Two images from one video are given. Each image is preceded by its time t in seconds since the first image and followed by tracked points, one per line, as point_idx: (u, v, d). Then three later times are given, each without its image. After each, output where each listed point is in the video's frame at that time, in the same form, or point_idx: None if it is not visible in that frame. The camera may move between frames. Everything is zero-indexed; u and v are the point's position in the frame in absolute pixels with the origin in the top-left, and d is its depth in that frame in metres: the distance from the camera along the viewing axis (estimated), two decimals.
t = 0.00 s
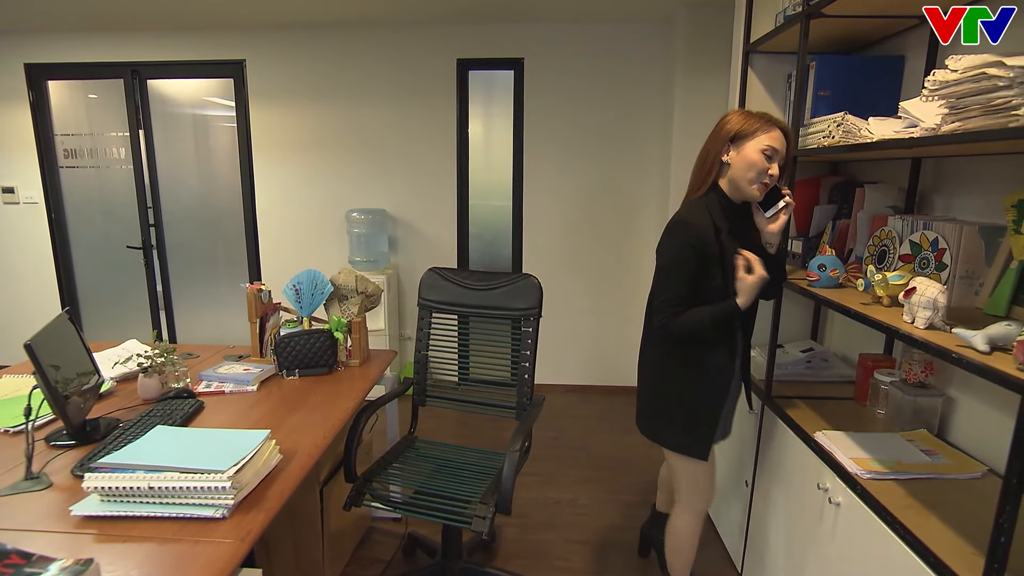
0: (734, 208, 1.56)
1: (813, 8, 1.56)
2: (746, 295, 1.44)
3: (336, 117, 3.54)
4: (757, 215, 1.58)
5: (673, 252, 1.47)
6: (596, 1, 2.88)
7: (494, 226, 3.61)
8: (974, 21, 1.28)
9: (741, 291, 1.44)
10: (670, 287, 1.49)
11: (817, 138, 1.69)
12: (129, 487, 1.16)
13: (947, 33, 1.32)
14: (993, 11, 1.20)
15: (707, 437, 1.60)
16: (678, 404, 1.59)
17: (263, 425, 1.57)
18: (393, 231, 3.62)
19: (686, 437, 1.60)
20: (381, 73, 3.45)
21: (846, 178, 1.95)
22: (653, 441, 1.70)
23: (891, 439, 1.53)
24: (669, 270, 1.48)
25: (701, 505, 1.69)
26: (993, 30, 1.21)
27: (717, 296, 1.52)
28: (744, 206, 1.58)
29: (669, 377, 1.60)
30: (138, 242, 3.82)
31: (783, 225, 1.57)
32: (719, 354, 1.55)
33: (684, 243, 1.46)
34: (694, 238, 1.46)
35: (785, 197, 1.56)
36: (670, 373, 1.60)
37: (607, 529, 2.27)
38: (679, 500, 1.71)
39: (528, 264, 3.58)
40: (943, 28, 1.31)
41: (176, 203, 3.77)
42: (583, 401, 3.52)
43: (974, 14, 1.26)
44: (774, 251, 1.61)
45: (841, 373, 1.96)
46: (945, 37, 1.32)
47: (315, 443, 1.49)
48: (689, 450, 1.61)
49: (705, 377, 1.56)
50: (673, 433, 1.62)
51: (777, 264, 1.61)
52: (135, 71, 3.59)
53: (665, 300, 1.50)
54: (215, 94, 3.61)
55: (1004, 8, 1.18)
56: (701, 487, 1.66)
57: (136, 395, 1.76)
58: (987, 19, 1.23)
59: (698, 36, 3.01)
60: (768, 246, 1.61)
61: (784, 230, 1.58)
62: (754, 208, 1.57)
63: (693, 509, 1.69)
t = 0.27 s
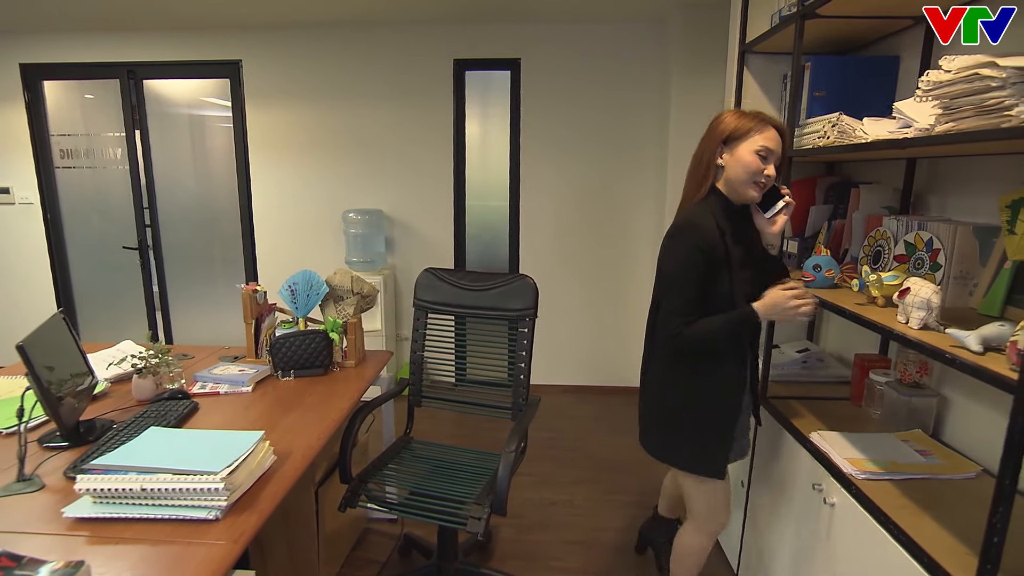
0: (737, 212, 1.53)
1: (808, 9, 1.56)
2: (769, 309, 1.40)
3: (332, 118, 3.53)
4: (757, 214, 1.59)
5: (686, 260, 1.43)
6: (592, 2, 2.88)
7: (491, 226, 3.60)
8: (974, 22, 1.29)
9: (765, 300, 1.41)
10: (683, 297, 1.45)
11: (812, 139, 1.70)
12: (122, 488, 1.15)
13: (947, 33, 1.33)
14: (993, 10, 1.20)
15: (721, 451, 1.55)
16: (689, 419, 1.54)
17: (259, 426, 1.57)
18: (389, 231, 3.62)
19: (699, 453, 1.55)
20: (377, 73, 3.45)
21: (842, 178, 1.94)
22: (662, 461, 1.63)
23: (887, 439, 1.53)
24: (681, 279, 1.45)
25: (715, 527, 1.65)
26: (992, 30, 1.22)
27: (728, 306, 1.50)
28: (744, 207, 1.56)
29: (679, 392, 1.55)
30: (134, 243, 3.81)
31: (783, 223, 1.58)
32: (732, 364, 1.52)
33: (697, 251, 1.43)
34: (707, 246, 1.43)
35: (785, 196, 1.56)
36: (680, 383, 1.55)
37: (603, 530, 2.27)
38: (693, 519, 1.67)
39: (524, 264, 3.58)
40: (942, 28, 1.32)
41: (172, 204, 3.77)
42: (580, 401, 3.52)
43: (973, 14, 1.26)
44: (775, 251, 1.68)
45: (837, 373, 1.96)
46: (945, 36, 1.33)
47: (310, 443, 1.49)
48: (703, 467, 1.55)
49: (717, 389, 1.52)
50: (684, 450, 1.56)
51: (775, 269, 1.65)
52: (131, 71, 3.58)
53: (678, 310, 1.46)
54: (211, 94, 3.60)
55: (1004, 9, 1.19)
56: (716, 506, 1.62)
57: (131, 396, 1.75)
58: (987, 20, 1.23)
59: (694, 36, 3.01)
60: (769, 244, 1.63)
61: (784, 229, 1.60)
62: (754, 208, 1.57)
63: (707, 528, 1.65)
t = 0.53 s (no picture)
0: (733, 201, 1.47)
1: (800, 9, 1.56)
2: (791, 323, 1.39)
3: (326, 118, 3.53)
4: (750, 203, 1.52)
5: (693, 249, 1.34)
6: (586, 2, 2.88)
7: (486, 226, 3.60)
8: (974, 21, 1.28)
9: (792, 314, 1.41)
10: (692, 293, 1.35)
11: (804, 139, 1.70)
12: (109, 491, 1.14)
13: (947, 33, 1.33)
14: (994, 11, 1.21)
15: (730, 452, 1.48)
16: (693, 420, 1.47)
17: (250, 428, 1.57)
18: (384, 232, 3.61)
19: (704, 454, 1.48)
20: (371, 74, 3.44)
21: (834, 178, 1.95)
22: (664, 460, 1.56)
23: (879, 440, 1.53)
24: (686, 268, 1.35)
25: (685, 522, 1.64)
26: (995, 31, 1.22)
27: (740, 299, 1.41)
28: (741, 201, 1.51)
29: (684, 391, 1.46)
30: (127, 243, 3.80)
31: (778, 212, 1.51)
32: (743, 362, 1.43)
33: (701, 239, 1.34)
34: (709, 235, 1.34)
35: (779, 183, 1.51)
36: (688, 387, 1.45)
37: (597, 530, 2.27)
38: (664, 516, 1.66)
39: (519, 264, 3.57)
40: (943, 28, 1.33)
41: (165, 204, 3.75)
42: (575, 402, 3.52)
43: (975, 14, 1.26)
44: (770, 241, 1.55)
45: (830, 374, 1.97)
46: (945, 37, 1.34)
47: (301, 445, 1.48)
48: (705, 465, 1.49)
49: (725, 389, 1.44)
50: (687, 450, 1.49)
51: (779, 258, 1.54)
52: (123, 71, 3.56)
53: (684, 307, 1.36)
54: (205, 94, 3.59)
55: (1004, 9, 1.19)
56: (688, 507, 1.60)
57: (121, 398, 1.75)
58: (987, 19, 1.23)
59: (687, 37, 3.01)
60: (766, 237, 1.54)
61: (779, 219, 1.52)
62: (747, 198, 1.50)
63: (679, 526, 1.64)
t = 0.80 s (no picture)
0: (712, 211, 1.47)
1: (789, 10, 1.57)
2: (785, 330, 1.40)
3: (319, 118, 3.51)
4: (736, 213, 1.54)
5: (673, 253, 1.33)
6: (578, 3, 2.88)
7: (479, 227, 3.60)
8: (974, 21, 1.23)
9: (789, 321, 1.42)
10: (678, 297, 1.33)
11: (795, 140, 1.70)
12: (93, 495, 1.13)
13: (947, 33, 1.31)
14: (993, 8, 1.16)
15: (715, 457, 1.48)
16: (680, 423, 1.46)
17: (240, 430, 1.56)
18: (377, 232, 3.61)
19: (691, 459, 1.47)
20: (364, 74, 3.43)
21: (825, 179, 1.95)
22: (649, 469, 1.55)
23: (869, 440, 1.53)
24: (669, 272, 1.34)
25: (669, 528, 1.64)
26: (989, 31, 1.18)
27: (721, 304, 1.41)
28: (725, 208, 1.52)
29: (670, 397, 1.45)
30: (118, 245, 3.78)
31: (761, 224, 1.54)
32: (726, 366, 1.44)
33: (681, 243, 1.33)
34: (687, 239, 1.34)
35: (763, 195, 1.55)
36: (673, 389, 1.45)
37: (590, 531, 2.27)
38: (649, 522, 1.66)
39: (512, 265, 3.57)
40: (943, 28, 1.31)
41: (157, 205, 3.73)
42: (568, 402, 3.52)
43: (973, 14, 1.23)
44: (755, 253, 1.56)
45: (821, 374, 1.97)
46: (945, 37, 1.31)
47: (290, 447, 1.47)
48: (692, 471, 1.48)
49: (710, 393, 1.44)
50: (674, 457, 1.48)
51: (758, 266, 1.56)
52: (114, 71, 3.55)
53: (671, 312, 1.34)
54: (196, 94, 3.57)
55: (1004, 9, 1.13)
56: (673, 513, 1.60)
57: (110, 400, 1.73)
58: (987, 20, 1.17)
59: (679, 38, 3.02)
60: (749, 249, 1.56)
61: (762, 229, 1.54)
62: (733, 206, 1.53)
63: (663, 532, 1.64)
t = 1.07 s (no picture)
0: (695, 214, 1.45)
1: (782, 11, 1.57)
2: (778, 329, 1.39)
3: (313, 119, 3.51)
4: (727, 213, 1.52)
5: (652, 251, 1.36)
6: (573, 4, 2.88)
7: (474, 228, 3.59)
8: (974, 21, 1.21)
9: (782, 320, 1.41)
10: (660, 294, 1.35)
11: (788, 141, 1.71)
12: (83, 498, 1.13)
13: (947, 33, 1.27)
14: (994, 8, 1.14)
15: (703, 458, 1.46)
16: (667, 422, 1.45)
17: (233, 432, 1.56)
18: (372, 233, 3.60)
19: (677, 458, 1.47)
20: (359, 75, 3.43)
21: (818, 180, 1.95)
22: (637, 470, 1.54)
23: (862, 440, 1.54)
24: (649, 270, 1.36)
25: (654, 522, 1.63)
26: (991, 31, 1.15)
27: (707, 303, 1.41)
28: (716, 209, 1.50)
29: (656, 395, 1.45)
30: (112, 246, 3.76)
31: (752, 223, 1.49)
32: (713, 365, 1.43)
33: (659, 242, 1.36)
34: (666, 238, 1.36)
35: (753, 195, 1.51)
36: (661, 387, 1.45)
37: (584, 532, 2.27)
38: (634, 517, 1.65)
39: (508, 266, 3.57)
40: (942, 28, 1.27)
41: (151, 206, 3.72)
42: (564, 403, 3.52)
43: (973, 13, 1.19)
44: (745, 254, 1.51)
45: (814, 374, 1.97)
46: (945, 36, 1.27)
47: (283, 449, 1.47)
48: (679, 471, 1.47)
49: (698, 393, 1.44)
50: (661, 456, 1.47)
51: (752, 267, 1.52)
52: (108, 71, 3.53)
53: (654, 308, 1.36)
54: (191, 95, 3.56)
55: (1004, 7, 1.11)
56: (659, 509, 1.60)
57: (102, 402, 1.72)
58: (987, 20, 1.15)
59: (674, 39, 3.02)
60: (738, 249, 1.51)
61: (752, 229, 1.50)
62: (721, 207, 1.50)
63: (648, 526, 1.63)
